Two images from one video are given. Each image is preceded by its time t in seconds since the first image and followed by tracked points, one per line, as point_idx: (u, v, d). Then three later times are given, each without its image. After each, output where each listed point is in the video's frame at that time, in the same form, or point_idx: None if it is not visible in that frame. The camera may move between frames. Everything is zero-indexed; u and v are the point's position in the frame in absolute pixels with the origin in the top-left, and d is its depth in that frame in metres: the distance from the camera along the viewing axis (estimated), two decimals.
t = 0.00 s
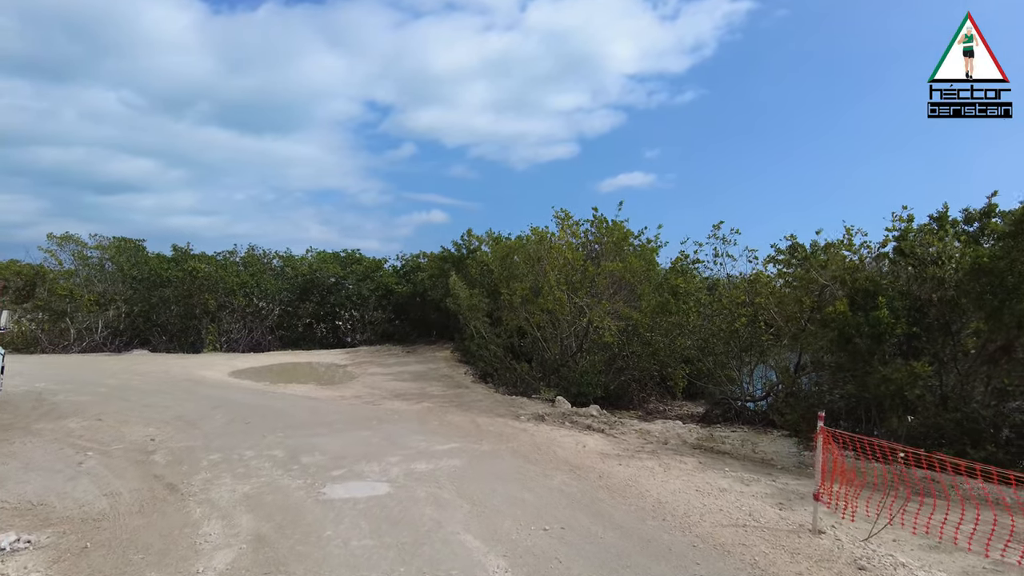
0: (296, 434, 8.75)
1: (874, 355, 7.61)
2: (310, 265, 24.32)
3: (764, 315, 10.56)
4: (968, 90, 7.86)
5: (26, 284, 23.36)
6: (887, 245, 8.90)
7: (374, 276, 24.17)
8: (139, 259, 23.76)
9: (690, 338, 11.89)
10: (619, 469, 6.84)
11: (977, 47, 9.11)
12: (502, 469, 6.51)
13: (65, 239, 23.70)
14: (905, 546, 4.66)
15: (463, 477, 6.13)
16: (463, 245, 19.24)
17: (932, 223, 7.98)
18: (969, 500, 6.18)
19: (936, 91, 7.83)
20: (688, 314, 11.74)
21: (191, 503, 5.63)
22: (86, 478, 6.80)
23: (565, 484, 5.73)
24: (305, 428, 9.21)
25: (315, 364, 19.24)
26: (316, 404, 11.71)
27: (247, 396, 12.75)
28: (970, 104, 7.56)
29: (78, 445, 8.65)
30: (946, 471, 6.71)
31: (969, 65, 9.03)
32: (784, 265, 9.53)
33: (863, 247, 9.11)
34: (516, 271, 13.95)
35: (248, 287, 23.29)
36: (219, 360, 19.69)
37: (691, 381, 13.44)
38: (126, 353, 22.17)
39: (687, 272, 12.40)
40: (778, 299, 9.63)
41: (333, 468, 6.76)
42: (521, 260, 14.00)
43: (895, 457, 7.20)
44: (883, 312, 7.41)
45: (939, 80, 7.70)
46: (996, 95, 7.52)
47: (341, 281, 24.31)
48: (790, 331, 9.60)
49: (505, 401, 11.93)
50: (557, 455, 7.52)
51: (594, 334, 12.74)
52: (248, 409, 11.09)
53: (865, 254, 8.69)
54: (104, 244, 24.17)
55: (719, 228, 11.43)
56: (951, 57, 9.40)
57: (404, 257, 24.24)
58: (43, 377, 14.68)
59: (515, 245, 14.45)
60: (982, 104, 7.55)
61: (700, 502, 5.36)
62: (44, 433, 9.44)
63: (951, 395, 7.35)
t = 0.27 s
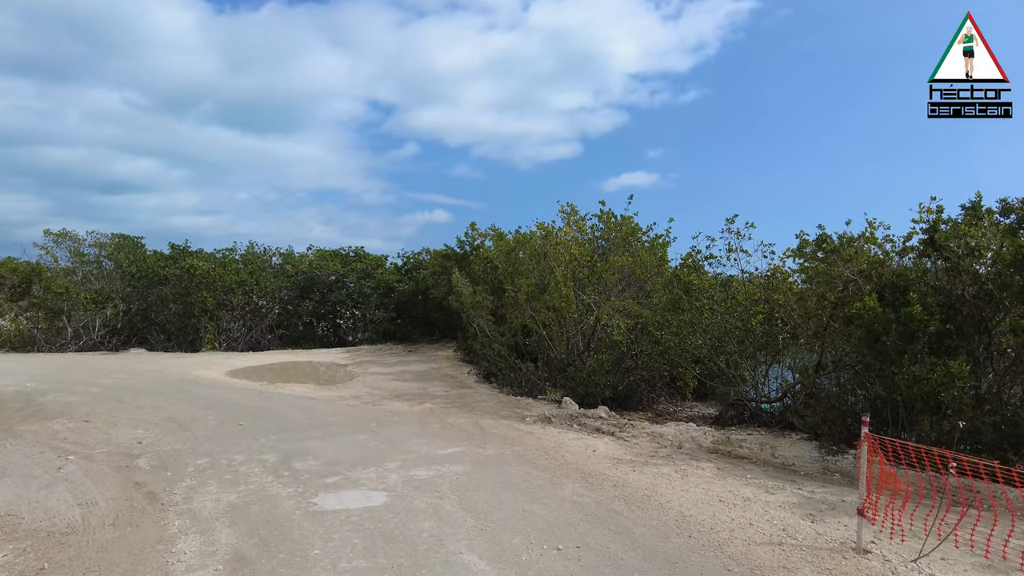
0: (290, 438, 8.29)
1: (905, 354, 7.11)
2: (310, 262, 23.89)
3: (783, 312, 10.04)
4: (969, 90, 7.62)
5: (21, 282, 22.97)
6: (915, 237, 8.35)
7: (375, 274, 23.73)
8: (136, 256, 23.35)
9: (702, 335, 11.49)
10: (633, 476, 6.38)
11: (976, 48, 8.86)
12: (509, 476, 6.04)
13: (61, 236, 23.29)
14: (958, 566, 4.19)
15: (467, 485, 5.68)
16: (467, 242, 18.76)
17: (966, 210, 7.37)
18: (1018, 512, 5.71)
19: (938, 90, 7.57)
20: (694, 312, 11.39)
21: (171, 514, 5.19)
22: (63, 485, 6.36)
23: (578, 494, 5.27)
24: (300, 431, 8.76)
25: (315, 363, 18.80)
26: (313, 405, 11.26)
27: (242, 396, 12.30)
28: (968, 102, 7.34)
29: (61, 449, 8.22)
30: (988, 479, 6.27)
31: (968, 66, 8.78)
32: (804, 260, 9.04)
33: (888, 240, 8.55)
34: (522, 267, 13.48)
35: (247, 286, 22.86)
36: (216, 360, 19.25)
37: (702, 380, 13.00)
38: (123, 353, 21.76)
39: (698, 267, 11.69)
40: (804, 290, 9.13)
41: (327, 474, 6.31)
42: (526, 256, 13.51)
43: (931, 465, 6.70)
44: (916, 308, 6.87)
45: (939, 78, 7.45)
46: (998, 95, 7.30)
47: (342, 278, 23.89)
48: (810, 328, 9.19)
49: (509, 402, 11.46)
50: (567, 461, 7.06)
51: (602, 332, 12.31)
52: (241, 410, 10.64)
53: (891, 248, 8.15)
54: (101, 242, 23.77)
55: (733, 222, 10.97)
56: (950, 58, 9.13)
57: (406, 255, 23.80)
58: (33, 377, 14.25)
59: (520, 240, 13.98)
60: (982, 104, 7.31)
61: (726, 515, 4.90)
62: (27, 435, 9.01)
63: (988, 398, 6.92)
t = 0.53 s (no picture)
0: (289, 442, 7.84)
1: (949, 355, 6.63)
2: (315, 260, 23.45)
3: (809, 311, 9.53)
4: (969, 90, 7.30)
5: (23, 280, 22.63)
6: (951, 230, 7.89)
7: (381, 272, 23.27)
8: (139, 254, 22.97)
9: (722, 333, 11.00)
10: (657, 487, 5.90)
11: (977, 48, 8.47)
12: (522, 487, 5.58)
13: (63, 234, 22.94)
14: None
15: (478, 498, 5.21)
16: (475, 239, 18.28)
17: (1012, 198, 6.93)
18: None
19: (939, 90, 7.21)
20: (714, 309, 10.96)
21: (153, 529, 4.73)
22: (43, 495, 5.92)
23: (600, 509, 4.83)
24: (300, 435, 8.31)
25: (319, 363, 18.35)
26: (316, 407, 10.82)
27: (242, 397, 11.87)
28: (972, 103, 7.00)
29: (48, 453, 7.78)
30: None
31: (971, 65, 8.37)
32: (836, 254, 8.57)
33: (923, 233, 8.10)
34: (531, 264, 12.94)
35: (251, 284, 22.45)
36: (219, 359, 18.84)
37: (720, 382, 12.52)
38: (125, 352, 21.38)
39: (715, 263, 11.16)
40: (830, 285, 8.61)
41: (326, 484, 5.85)
42: (534, 253, 12.98)
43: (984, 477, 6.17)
44: (963, 304, 6.38)
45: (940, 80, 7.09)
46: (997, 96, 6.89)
47: (348, 277, 23.47)
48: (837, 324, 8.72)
49: (520, 404, 10.99)
50: (584, 469, 6.58)
51: (615, 331, 11.81)
52: (240, 411, 10.20)
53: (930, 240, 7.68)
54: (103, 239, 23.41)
55: (754, 215, 10.45)
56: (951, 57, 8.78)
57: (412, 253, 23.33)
58: (30, 377, 13.85)
59: (530, 236, 13.48)
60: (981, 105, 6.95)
61: (767, 534, 4.41)
62: (15, 439, 8.59)
63: None
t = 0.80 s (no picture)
0: (292, 447, 7.41)
1: (1007, 356, 6.02)
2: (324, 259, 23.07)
3: (842, 309, 9.01)
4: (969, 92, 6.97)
5: (30, 279, 22.39)
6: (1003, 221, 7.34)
7: (392, 270, 22.85)
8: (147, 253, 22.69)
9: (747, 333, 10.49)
10: (690, 501, 5.40)
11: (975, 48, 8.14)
12: (543, 500, 5.12)
13: (71, 232, 22.70)
14: None
15: (496, 513, 4.74)
16: (486, 236, 17.82)
17: None
18: None
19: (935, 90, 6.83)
20: (739, 307, 10.45)
21: (139, 547, 4.30)
22: (27, 505, 5.50)
23: (632, 528, 4.36)
24: (305, 439, 7.87)
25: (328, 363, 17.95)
26: (323, 409, 10.39)
27: (247, 399, 11.47)
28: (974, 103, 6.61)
29: (40, 459, 7.39)
30: None
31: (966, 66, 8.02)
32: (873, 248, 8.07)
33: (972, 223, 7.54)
34: (545, 261, 12.44)
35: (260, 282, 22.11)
36: (226, 359, 18.48)
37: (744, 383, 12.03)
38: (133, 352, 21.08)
39: (740, 260, 10.66)
40: (866, 281, 8.10)
41: (330, 495, 5.41)
42: (549, 250, 12.52)
43: None
44: None
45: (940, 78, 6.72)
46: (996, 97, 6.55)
47: (358, 275, 23.11)
48: (875, 322, 8.20)
49: (535, 408, 10.52)
50: (608, 479, 6.10)
51: (635, 331, 11.32)
52: (244, 414, 9.79)
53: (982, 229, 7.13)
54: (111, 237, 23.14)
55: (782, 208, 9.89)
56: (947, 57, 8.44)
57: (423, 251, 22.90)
58: (32, 377, 13.52)
59: (544, 232, 12.99)
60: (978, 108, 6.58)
61: (822, 559, 3.92)
62: (9, 442, 8.20)
63: None
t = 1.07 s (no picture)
0: (304, 452, 7.02)
1: None
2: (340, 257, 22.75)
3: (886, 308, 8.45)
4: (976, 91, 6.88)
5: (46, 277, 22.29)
6: None
7: (409, 269, 22.49)
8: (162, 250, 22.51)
9: (782, 332, 9.95)
10: (735, 515, 4.94)
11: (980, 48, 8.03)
12: (573, 515, 4.68)
13: (87, 230, 22.59)
14: None
15: (524, 530, 4.31)
16: (505, 232, 17.38)
17: None
18: None
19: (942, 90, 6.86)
20: (773, 305, 9.90)
21: (132, 565, 3.90)
22: (18, 515, 5.13)
23: (678, 549, 3.93)
24: (317, 444, 7.47)
25: (343, 363, 17.60)
26: (337, 411, 10.01)
27: (259, 399, 11.12)
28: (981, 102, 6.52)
29: (40, 462, 7.04)
30: None
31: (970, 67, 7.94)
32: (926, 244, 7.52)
33: None
34: (566, 257, 11.93)
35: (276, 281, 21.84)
36: (240, 359, 18.19)
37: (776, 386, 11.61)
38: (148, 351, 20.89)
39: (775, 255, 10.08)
40: (915, 275, 7.46)
41: (342, 507, 5.00)
42: (570, 245, 12.05)
43: None
44: None
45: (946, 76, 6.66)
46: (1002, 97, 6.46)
47: (374, 274, 22.74)
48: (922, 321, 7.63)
49: (558, 410, 10.06)
50: (643, 491, 5.64)
51: (661, 330, 10.84)
52: (255, 416, 9.42)
53: None
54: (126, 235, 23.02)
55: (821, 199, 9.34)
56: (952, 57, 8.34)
57: (440, 249, 22.51)
58: (43, 376, 13.28)
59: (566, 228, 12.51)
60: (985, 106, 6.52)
61: None
62: (11, 444, 7.88)
63: None
